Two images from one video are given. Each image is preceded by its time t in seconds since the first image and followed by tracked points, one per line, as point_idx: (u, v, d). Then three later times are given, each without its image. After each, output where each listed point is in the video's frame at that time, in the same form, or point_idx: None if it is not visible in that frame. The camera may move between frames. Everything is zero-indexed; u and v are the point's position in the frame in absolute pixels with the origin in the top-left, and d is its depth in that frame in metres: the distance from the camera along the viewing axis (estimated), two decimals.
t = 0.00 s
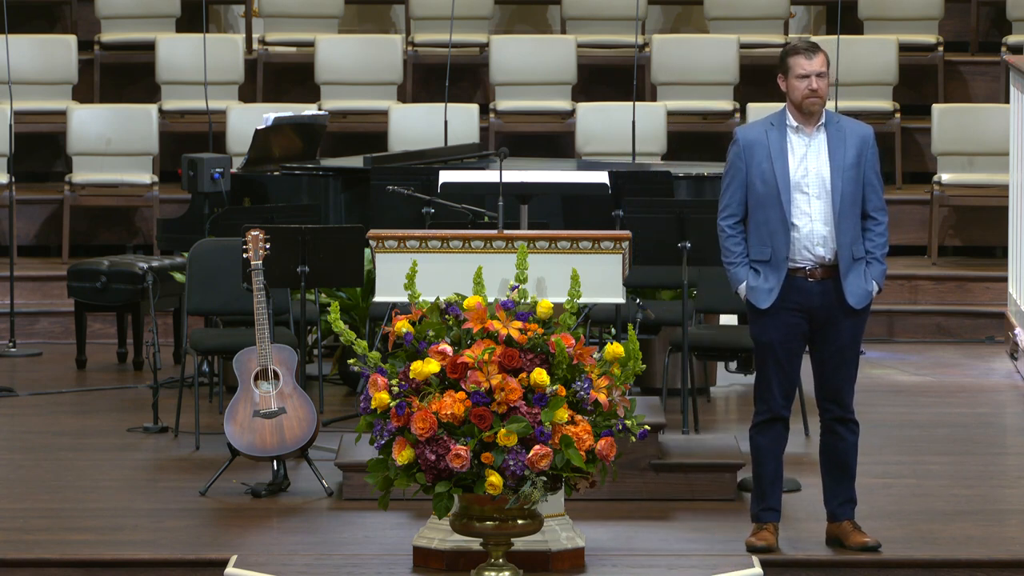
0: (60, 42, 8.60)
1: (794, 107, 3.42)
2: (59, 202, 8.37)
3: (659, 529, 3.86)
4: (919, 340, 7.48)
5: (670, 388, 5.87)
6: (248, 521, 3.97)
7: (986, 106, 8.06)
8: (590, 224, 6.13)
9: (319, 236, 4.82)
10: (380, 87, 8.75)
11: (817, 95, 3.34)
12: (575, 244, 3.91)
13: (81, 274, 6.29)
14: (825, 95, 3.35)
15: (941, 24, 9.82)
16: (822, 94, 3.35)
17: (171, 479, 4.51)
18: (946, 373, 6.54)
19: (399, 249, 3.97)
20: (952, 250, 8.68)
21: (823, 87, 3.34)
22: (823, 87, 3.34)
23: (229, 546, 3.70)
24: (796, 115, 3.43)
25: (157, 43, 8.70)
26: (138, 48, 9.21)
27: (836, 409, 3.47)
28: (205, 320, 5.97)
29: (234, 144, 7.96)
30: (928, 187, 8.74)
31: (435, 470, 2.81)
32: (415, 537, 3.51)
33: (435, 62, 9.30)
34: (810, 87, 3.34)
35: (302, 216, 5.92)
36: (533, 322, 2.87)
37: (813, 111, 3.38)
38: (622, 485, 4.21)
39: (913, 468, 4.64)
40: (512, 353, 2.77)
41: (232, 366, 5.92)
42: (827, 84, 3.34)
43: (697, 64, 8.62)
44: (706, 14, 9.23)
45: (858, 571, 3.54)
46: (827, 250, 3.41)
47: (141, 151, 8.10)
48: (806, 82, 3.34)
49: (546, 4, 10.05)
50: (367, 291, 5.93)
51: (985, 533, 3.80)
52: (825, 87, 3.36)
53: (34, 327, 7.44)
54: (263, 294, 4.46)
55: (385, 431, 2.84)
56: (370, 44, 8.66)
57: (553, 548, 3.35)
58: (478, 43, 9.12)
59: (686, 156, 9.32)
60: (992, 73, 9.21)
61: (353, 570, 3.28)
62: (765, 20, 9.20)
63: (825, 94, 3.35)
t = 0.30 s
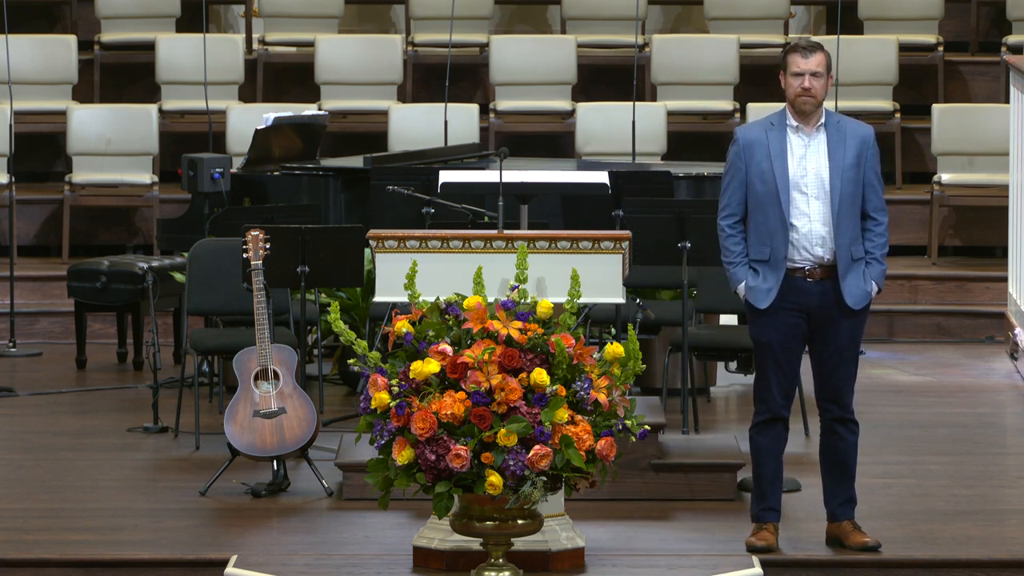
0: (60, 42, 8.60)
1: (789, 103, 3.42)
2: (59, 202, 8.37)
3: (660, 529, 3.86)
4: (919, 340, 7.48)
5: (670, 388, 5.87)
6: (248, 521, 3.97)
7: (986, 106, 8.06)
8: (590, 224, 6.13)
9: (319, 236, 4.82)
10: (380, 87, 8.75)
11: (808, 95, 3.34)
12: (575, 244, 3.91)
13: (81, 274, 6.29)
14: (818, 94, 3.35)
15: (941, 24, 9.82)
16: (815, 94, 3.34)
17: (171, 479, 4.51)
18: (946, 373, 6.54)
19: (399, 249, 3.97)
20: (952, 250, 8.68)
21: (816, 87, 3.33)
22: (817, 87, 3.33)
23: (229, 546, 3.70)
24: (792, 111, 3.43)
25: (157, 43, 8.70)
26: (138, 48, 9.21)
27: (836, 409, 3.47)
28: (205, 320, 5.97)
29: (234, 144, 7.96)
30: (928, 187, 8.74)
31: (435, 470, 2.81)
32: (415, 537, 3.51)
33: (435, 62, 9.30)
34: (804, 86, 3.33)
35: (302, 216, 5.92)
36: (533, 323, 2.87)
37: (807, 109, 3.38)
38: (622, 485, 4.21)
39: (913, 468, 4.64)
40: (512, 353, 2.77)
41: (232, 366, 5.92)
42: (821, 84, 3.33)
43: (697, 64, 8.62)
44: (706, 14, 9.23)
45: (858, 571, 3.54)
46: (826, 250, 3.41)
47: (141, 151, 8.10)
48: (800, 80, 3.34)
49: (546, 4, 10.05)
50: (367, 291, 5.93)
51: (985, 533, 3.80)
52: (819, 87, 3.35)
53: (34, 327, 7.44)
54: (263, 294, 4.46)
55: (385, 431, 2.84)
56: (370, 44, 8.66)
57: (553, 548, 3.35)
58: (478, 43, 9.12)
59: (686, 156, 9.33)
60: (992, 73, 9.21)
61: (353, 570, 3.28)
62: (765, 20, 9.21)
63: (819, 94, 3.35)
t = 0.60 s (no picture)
0: (60, 42, 8.60)
1: (789, 103, 3.42)
2: (59, 202, 8.37)
3: (660, 530, 3.86)
4: (919, 340, 7.48)
5: (670, 388, 5.87)
6: (248, 521, 3.97)
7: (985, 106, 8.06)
8: (590, 224, 6.13)
9: (319, 236, 4.82)
10: (379, 87, 8.75)
11: (808, 94, 3.34)
12: (575, 244, 3.91)
13: (81, 274, 6.29)
14: (818, 94, 3.35)
15: (941, 24, 9.82)
16: (814, 94, 3.34)
17: (171, 479, 4.51)
18: (946, 373, 6.54)
19: (399, 249, 3.97)
20: (952, 250, 8.68)
21: (816, 87, 3.33)
22: (816, 87, 3.33)
23: (229, 546, 3.70)
24: (791, 112, 3.43)
25: (157, 43, 8.70)
26: (138, 48, 9.21)
27: (835, 409, 3.47)
28: (205, 320, 5.97)
29: (234, 144, 7.96)
30: (928, 187, 8.74)
31: (435, 470, 2.81)
32: (415, 537, 3.51)
33: (435, 62, 9.30)
34: (803, 86, 3.33)
35: (302, 216, 5.91)
36: (533, 323, 2.87)
37: (806, 110, 3.38)
38: (622, 485, 4.21)
39: (913, 468, 4.64)
40: (512, 353, 2.77)
41: (232, 366, 5.92)
42: (820, 85, 3.32)
43: (697, 64, 8.62)
44: (707, 14, 9.23)
45: (858, 571, 3.54)
46: (824, 250, 3.41)
47: (141, 151, 8.10)
48: (799, 80, 3.34)
49: (546, 4, 10.05)
50: (367, 291, 5.93)
51: (985, 533, 3.80)
52: (819, 87, 3.34)
53: (34, 327, 7.44)
54: (263, 294, 4.46)
55: (385, 431, 2.84)
56: (370, 44, 8.66)
57: (553, 548, 3.35)
58: (478, 43, 9.12)
59: (686, 156, 9.33)
60: (992, 73, 9.21)
61: (353, 570, 3.28)
62: (765, 20, 9.21)
63: (818, 94, 3.35)
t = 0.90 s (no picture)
0: (60, 42, 8.60)
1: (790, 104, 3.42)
2: (59, 202, 8.37)
3: (660, 530, 3.86)
4: (919, 340, 7.48)
5: (670, 388, 5.87)
6: (248, 521, 3.97)
7: (985, 106, 8.06)
8: (590, 224, 6.13)
9: (319, 236, 4.82)
10: (380, 87, 8.75)
11: (808, 94, 3.34)
12: (575, 244, 3.91)
13: (81, 274, 6.29)
14: (818, 95, 3.34)
15: (941, 24, 9.82)
16: (814, 94, 3.34)
17: (171, 479, 4.51)
18: (946, 373, 6.54)
19: (399, 249, 3.97)
20: (952, 250, 8.68)
21: (817, 87, 3.33)
22: (817, 87, 3.33)
23: (229, 545, 3.70)
24: (792, 112, 3.43)
25: (157, 43, 8.70)
26: (138, 47, 9.21)
27: (835, 409, 3.47)
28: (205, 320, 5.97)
29: (234, 144, 7.96)
30: (928, 187, 8.74)
31: (435, 470, 2.81)
32: (415, 537, 3.51)
33: (435, 62, 9.30)
34: (804, 86, 3.33)
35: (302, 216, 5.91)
36: (533, 323, 2.87)
37: (807, 111, 3.38)
38: (622, 485, 4.21)
39: (913, 468, 4.64)
40: (512, 353, 2.77)
41: (232, 366, 5.92)
42: (821, 85, 3.32)
43: (697, 64, 8.62)
44: (707, 14, 9.23)
45: (858, 571, 3.54)
46: (824, 250, 3.41)
47: (141, 151, 8.10)
48: (799, 80, 3.34)
49: (546, 4, 10.05)
50: (367, 291, 5.93)
51: (985, 533, 3.80)
52: (819, 87, 3.34)
53: (34, 327, 7.44)
54: (263, 294, 4.46)
55: (385, 431, 2.84)
56: (370, 44, 8.66)
57: (553, 548, 3.35)
58: (478, 43, 9.12)
59: (686, 156, 9.33)
60: (992, 73, 9.21)
61: (352, 570, 3.28)
62: (765, 20, 9.21)
63: (818, 94, 3.34)
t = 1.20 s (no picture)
0: (60, 42, 8.60)
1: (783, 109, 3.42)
2: (59, 202, 8.37)
3: (660, 530, 3.86)
4: (919, 340, 7.48)
5: (670, 388, 5.87)
6: (248, 521, 3.97)
7: (986, 106, 8.06)
8: (590, 224, 6.13)
9: (319, 236, 4.82)
10: (380, 87, 8.75)
11: (797, 101, 3.33)
12: (575, 244, 3.91)
13: (81, 274, 6.29)
14: (807, 102, 3.33)
15: (940, 24, 9.82)
16: (803, 101, 3.33)
17: (171, 479, 4.51)
18: (946, 373, 6.54)
19: (399, 249, 3.97)
20: (952, 250, 8.67)
21: (807, 95, 3.32)
22: (807, 94, 3.32)
23: (229, 545, 3.70)
24: (786, 116, 3.43)
25: (157, 43, 8.70)
26: (138, 47, 9.21)
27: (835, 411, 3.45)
28: (205, 320, 5.97)
29: (234, 144, 7.96)
30: (928, 187, 8.74)
31: (435, 470, 2.81)
32: (415, 537, 3.51)
33: (435, 62, 9.31)
34: (794, 93, 3.33)
35: (302, 215, 5.92)
36: (533, 323, 2.87)
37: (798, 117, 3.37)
38: (622, 485, 4.21)
39: (913, 468, 4.64)
40: (512, 353, 2.77)
41: (232, 366, 5.92)
42: (811, 92, 3.31)
43: (697, 64, 8.62)
44: (707, 14, 9.23)
45: (858, 571, 3.54)
46: (818, 251, 3.40)
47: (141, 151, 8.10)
48: (790, 86, 3.33)
49: (546, 4, 10.05)
50: (367, 291, 5.93)
51: (985, 533, 3.80)
52: (810, 94, 3.33)
53: (34, 327, 7.44)
54: (263, 294, 4.46)
55: (386, 431, 2.84)
56: (370, 44, 8.67)
57: (553, 548, 3.35)
58: (478, 43, 9.12)
59: (686, 156, 9.33)
60: (992, 73, 9.21)
61: (352, 570, 3.28)
62: (765, 20, 9.21)
63: (808, 101, 3.33)
